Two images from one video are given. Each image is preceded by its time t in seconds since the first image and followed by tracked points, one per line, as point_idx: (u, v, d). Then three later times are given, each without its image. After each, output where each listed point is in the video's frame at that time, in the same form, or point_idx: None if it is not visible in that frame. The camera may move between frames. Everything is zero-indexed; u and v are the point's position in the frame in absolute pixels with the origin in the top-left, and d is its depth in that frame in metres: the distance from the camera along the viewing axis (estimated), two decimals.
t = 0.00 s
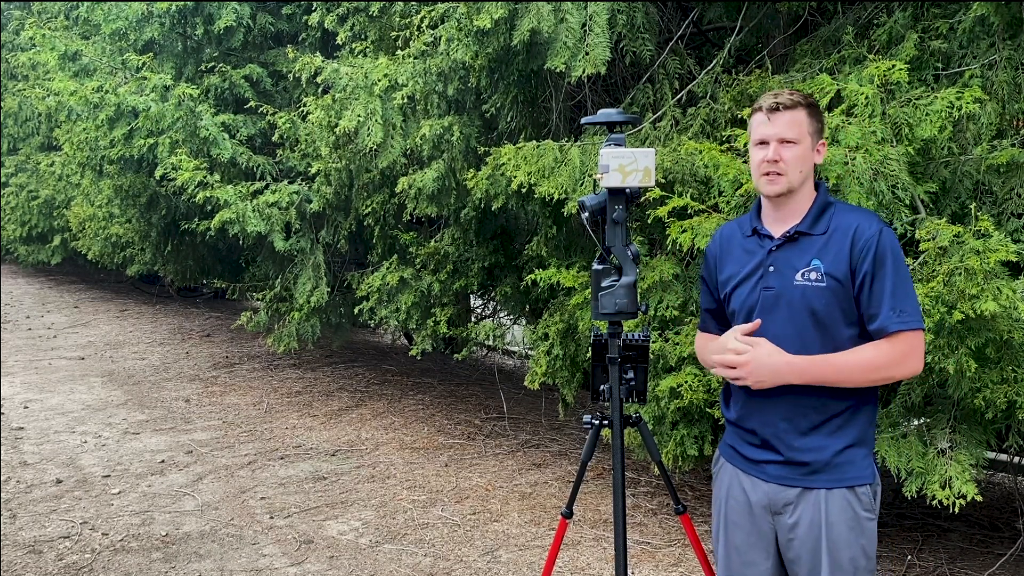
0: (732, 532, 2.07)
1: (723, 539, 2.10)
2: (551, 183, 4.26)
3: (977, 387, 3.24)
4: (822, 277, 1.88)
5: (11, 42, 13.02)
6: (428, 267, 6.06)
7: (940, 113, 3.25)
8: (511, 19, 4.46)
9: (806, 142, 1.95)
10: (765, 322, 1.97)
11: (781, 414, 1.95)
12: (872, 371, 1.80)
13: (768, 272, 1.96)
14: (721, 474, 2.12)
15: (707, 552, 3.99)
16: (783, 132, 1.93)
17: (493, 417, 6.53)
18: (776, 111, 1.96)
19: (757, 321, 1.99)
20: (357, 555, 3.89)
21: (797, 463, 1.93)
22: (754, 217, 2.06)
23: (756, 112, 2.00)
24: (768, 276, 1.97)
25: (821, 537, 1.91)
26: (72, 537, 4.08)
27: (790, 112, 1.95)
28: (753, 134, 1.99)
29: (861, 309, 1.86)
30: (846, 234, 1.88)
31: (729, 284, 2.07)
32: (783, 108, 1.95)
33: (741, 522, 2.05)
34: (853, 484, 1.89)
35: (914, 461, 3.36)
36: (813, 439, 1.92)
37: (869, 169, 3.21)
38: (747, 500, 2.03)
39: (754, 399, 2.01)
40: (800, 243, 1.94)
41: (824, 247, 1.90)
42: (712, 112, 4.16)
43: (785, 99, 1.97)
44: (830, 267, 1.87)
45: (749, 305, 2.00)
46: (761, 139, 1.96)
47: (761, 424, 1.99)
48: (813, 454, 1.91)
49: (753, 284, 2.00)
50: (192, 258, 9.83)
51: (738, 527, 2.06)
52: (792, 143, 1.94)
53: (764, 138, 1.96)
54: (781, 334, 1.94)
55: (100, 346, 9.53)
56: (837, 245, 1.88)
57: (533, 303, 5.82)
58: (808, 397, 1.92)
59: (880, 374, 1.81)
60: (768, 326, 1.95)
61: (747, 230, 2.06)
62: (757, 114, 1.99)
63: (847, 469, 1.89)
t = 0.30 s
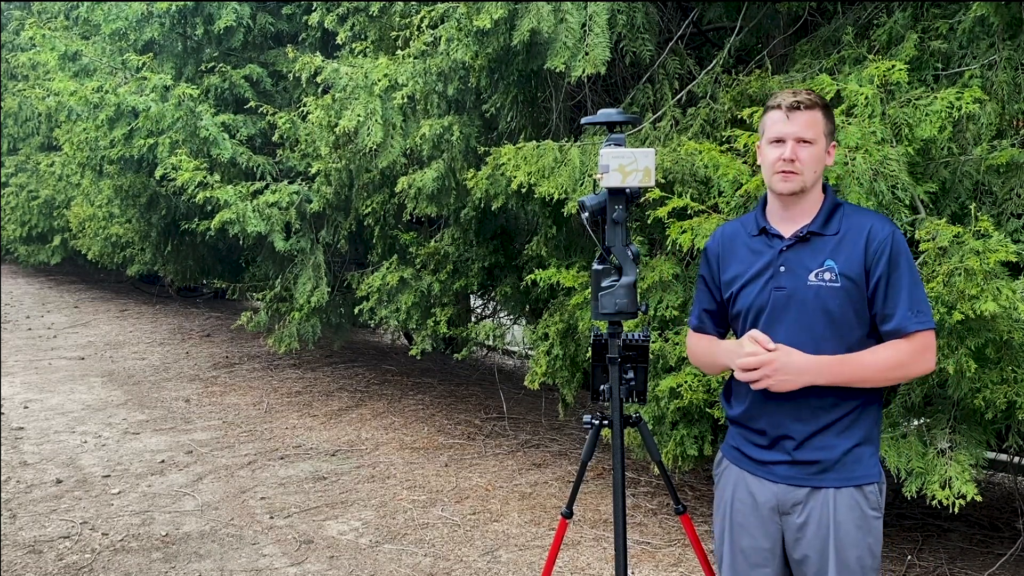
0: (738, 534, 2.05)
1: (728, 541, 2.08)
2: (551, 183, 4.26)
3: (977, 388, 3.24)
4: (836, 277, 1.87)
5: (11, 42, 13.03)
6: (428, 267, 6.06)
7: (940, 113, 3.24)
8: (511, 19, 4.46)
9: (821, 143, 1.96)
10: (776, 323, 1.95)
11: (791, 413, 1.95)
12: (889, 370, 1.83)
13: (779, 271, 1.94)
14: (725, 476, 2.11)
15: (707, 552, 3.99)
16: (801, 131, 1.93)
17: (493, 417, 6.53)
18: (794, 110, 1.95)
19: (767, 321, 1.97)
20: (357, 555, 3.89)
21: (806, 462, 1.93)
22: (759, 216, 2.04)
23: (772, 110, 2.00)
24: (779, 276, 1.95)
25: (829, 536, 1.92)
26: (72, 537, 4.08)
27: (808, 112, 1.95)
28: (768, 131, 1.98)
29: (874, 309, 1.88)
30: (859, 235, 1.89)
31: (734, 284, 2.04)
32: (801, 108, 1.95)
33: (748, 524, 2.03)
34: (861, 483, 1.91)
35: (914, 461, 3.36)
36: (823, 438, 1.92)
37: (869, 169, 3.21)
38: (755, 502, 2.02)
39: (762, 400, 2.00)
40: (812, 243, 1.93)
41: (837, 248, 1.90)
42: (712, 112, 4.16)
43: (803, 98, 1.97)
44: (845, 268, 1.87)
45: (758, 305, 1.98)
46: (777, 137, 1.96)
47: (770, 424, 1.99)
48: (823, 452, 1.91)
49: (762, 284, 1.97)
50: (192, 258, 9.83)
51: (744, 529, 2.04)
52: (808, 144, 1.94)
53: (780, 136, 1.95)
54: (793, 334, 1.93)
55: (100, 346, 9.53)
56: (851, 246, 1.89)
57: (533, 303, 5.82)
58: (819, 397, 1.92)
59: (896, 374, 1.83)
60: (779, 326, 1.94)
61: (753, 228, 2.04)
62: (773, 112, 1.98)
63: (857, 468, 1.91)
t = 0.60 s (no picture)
0: (742, 535, 2.05)
1: (732, 543, 2.08)
2: (550, 183, 4.26)
3: (976, 388, 3.24)
4: (845, 279, 1.87)
5: (11, 42, 13.03)
6: (428, 267, 6.06)
7: (940, 113, 3.24)
8: (511, 19, 4.46)
9: (830, 143, 1.95)
10: (783, 323, 1.95)
11: (797, 413, 1.95)
12: (897, 373, 1.83)
13: (787, 271, 1.94)
14: (729, 477, 2.10)
15: (707, 552, 3.99)
16: (810, 129, 1.94)
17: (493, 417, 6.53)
18: (804, 109, 1.96)
19: (773, 320, 1.96)
20: (357, 555, 3.89)
21: (811, 462, 1.93)
22: (767, 216, 2.04)
23: (783, 109, 2.00)
24: (788, 276, 1.94)
25: (834, 536, 1.92)
26: (72, 537, 4.08)
27: (818, 111, 1.95)
28: (777, 130, 1.98)
29: (882, 311, 1.88)
30: (869, 237, 1.89)
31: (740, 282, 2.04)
32: (811, 106, 1.95)
33: (752, 525, 2.03)
34: (865, 483, 1.91)
35: (914, 461, 3.36)
36: (829, 438, 1.92)
37: (869, 169, 3.21)
38: (759, 503, 2.01)
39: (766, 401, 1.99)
40: (821, 243, 1.92)
41: (847, 249, 1.90)
42: (712, 112, 4.16)
43: (814, 97, 1.97)
44: (854, 270, 1.87)
45: (765, 305, 1.97)
46: (785, 135, 1.96)
47: (775, 424, 1.99)
48: (828, 452, 1.92)
49: (770, 283, 1.97)
50: (192, 258, 9.83)
51: (748, 530, 2.04)
52: (817, 142, 1.94)
53: (789, 133, 1.96)
54: (800, 335, 1.93)
55: (100, 346, 9.53)
56: (860, 248, 1.89)
57: (533, 303, 5.82)
58: (825, 397, 1.92)
59: (903, 377, 1.84)
60: (787, 326, 1.94)
61: (760, 227, 2.03)
62: (783, 111, 1.99)
63: (862, 468, 1.91)
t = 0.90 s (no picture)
0: (744, 536, 2.05)
1: (734, 544, 2.08)
2: (551, 183, 4.26)
3: (977, 388, 3.24)
4: (852, 281, 1.87)
5: (11, 42, 13.05)
6: (428, 267, 6.06)
7: (940, 112, 3.24)
8: (511, 19, 4.46)
9: (838, 141, 1.93)
10: (789, 323, 1.95)
11: (801, 414, 1.95)
12: (903, 376, 1.83)
13: (794, 271, 1.94)
14: (730, 478, 2.10)
15: (707, 552, 3.99)
16: (815, 126, 1.93)
17: (493, 417, 6.52)
18: (811, 106, 1.95)
19: (779, 320, 1.96)
20: (357, 555, 3.89)
21: (814, 463, 1.93)
22: (775, 215, 2.04)
23: (793, 107, 2.00)
24: (794, 276, 1.94)
25: (836, 537, 1.92)
26: (72, 536, 4.08)
27: (825, 109, 1.94)
28: (785, 127, 1.98)
29: (889, 314, 1.88)
30: (877, 239, 1.89)
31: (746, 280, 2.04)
32: (819, 104, 1.94)
33: (753, 526, 2.03)
34: (868, 485, 1.91)
35: (914, 461, 3.36)
36: (832, 439, 1.92)
37: (868, 170, 3.22)
38: (761, 504, 2.01)
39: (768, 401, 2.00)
40: (829, 244, 1.92)
41: (855, 250, 1.89)
42: (712, 112, 4.16)
43: (823, 95, 1.96)
44: (861, 272, 1.87)
45: (771, 304, 1.97)
46: (792, 131, 1.96)
47: (778, 424, 1.99)
48: (831, 454, 1.92)
49: (777, 283, 1.97)
50: (192, 258, 9.83)
51: (749, 531, 2.04)
52: (822, 139, 1.92)
53: (795, 130, 1.95)
54: (805, 336, 1.93)
55: (100, 346, 9.53)
56: (868, 250, 1.89)
57: (533, 303, 5.82)
58: (828, 398, 1.92)
59: (908, 380, 1.84)
60: (792, 326, 1.94)
61: (769, 226, 2.03)
62: (792, 108, 1.99)
63: (864, 470, 1.91)
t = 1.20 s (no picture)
0: (746, 536, 2.05)
1: (736, 544, 2.08)
2: (551, 183, 4.26)
3: (977, 388, 3.24)
4: (858, 281, 1.87)
5: (11, 42, 13.05)
6: (428, 267, 6.06)
7: (940, 112, 3.23)
8: (511, 19, 4.46)
9: (843, 140, 1.92)
10: (793, 321, 1.94)
11: (803, 414, 1.94)
12: (908, 380, 1.81)
13: (800, 269, 1.94)
14: (732, 478, 2.10)
15: (707, 552, 3.99)
16: (818, 126, 1.92)
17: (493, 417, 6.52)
18: (814, 107, 1.96)
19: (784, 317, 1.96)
20: (357, 555, 3.89)
21: (815, 464, 1.93)
22: (785, 213, 2.04)
23: (800, 109, 2.00)
24: (800, 274, 1.94)
25: (837, 538, 1.92)
26: (72, 537, 4.08)
27: (829, 109, 1.93)
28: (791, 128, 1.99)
29: (895, 317, 1.87)
30: (885, 241, 1.89)
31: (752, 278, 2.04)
32: (823, 105, 1.94)
33: (755, 526, 2.03)
34: (869, 487, 1.91)
35: (914, 461, 3.36)
36: (834, 440, 1.92)
37: (866, 170, 3.27)
38: (762, 505, 2.01)
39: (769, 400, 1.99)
40: (836, 243, 1.92)
41: (862, 251, 1.89)
42: (711, 112, 4.16)
43: (828, 95, 1.96)
44: (868, 272, 1.87)
45: (775, 302, 1.97)
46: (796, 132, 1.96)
47: (779, 424, 1.98)
48: (833, 455, 1.91)
49: (782, 280, 1.97)
50: (192, 258, 9.82)
51: (751, 532, 2.04)
52: (825, 139, 1.92)
53: (798, 131, 1.96)
54: (809, 334, 1.92)
55: (100, 346, 9.53)
56: (876, 251, 1.88)
57: (533, 303, 5.82)
58: (831, 399, 1.91)
59: (914, 385, 1.82)
60: (796, 324, 1.93)
61: (778, 224, 2.04)
62: (798, 110, 1.99)
63: (866, 472, 1.90)
